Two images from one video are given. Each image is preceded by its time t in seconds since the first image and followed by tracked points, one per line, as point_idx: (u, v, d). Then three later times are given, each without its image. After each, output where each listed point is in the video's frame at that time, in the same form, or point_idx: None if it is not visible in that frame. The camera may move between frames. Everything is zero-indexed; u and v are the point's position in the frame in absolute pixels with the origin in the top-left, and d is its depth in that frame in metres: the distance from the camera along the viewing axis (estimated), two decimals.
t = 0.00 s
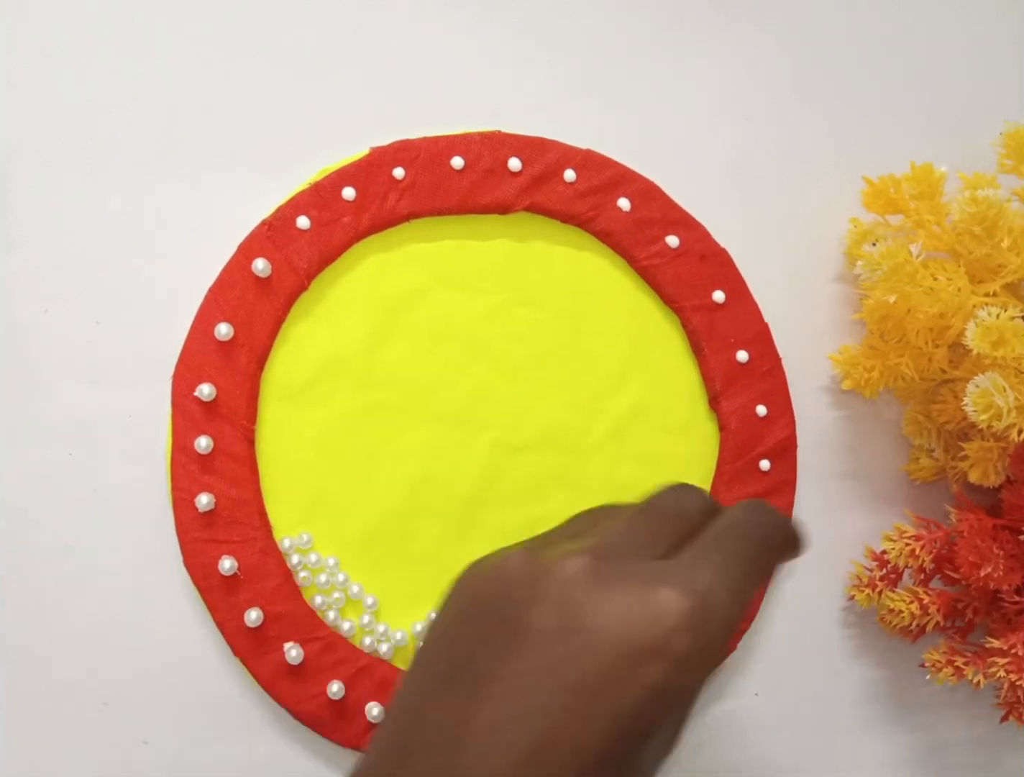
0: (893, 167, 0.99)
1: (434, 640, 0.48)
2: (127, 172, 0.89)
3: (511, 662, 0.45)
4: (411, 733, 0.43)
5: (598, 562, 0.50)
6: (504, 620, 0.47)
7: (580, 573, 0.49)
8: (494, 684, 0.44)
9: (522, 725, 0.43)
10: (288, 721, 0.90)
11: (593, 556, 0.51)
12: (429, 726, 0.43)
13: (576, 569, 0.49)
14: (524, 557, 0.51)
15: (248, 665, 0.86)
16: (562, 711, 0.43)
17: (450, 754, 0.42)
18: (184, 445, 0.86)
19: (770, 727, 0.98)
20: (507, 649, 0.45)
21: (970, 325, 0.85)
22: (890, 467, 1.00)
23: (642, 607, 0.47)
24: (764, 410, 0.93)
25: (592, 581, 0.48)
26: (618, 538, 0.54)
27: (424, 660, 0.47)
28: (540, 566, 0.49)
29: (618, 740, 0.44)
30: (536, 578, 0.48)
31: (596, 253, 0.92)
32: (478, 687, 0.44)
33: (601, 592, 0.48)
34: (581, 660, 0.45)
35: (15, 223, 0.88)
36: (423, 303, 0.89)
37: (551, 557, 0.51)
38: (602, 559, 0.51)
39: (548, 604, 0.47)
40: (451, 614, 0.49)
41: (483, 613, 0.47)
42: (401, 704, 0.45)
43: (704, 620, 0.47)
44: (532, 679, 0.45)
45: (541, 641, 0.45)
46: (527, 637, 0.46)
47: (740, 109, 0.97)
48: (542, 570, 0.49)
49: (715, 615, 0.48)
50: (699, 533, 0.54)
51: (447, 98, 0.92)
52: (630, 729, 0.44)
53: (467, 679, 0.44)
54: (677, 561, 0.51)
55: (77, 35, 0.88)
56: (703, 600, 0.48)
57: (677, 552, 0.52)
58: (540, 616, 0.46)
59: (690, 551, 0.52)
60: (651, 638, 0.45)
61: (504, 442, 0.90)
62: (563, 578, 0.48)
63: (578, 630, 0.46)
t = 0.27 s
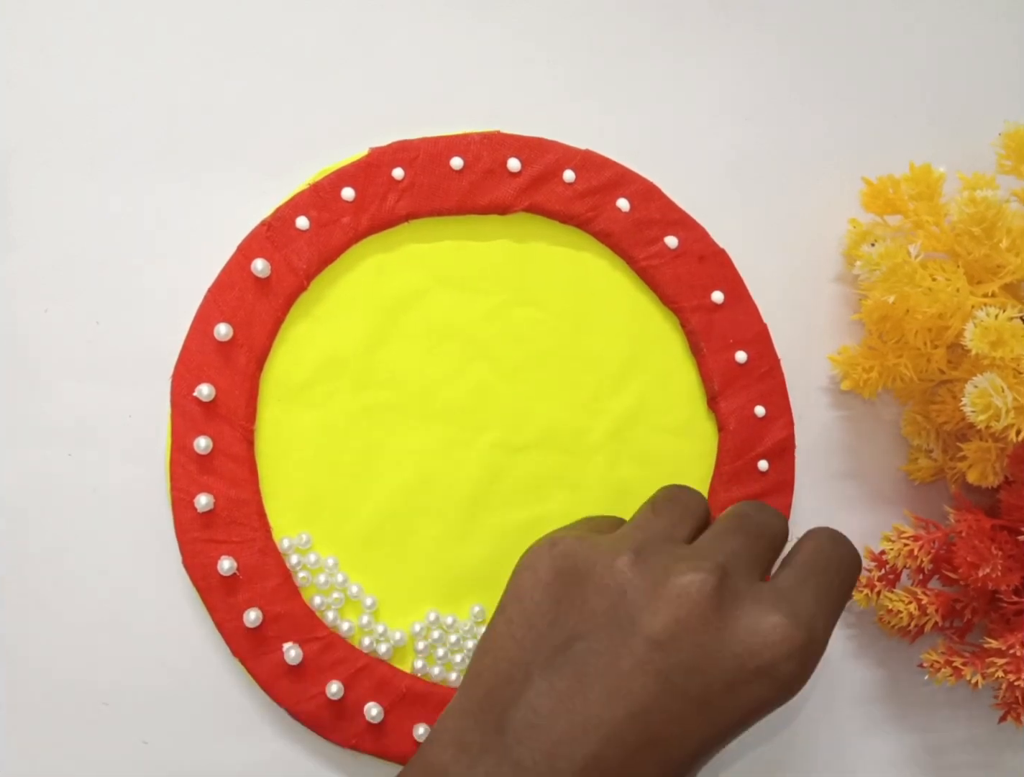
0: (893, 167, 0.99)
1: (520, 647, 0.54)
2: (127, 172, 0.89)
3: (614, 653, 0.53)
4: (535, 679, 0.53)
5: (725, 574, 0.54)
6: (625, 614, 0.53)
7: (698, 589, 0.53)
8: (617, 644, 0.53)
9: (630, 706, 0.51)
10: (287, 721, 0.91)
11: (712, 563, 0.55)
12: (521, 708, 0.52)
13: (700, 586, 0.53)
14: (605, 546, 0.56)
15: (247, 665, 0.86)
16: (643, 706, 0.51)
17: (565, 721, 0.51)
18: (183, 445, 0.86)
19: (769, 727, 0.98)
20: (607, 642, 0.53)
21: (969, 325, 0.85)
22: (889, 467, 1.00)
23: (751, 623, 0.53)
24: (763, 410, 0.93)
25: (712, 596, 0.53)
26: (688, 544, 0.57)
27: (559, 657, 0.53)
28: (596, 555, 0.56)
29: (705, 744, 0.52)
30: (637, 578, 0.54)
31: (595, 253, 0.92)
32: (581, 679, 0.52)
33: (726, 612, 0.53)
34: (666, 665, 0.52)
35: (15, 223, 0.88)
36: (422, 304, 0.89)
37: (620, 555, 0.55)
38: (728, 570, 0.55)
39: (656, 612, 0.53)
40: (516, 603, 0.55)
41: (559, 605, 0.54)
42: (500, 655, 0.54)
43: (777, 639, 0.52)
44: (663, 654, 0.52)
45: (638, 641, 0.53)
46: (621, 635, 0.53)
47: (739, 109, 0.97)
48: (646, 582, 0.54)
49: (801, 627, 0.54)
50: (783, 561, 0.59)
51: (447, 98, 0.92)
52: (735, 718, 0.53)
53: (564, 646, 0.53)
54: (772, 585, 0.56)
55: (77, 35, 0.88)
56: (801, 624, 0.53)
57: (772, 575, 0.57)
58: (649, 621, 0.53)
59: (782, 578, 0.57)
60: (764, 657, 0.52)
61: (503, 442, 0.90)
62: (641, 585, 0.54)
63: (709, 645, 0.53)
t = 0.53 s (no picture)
0: (894, 166, 0.99)
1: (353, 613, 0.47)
2: (127, 172, 0.89)
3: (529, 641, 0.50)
4: (390, 694, 0.43)
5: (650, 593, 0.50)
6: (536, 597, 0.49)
7: (562, 611, 0.48)
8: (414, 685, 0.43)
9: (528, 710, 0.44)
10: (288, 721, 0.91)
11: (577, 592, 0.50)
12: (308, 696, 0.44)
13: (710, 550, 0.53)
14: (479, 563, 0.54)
15: (249, 664, 0.86)
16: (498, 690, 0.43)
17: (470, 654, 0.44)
18: (184, 445, 0.86)
19: (770, 726, 0.98)
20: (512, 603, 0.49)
21: (970, 324, 0.85)
22: (890, 466, 1.00)
23: (540, 616, 0.47)
24: (764, 409, 0.92)
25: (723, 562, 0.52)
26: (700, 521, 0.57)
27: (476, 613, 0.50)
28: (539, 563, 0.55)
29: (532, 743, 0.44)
30: (478, 612, 0.46)
31: (595, 252, 0.92)
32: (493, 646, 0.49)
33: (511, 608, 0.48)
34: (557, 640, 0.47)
35: (15, 224, 0.88)
36: (423, 303, 0.89)
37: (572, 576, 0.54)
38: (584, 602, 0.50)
39: (545, 602, 0.49)
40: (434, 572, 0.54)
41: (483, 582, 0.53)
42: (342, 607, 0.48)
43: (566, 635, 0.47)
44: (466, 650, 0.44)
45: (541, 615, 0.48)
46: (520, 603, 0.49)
47: (740, 107, 0.97)
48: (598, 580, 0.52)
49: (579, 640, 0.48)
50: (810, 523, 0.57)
51: (447, 97, 0.92)
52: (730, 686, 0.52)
53: (414, 653, 0.44)
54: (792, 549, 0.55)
55: (77, 36, 0.88)
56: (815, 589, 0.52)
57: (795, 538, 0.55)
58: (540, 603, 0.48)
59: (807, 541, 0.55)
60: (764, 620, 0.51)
61: (504, 441, 0.90)
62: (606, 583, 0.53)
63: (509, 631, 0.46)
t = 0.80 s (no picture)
0: (893, 166, 0.99)
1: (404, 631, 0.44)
2: (127, 173, 0.89)
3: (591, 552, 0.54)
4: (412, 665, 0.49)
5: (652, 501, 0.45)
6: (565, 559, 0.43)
7: (620, 523, 0.44)
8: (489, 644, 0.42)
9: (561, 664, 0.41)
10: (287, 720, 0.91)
11: (632, 494, 0.45)
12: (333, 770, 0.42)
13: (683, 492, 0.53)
14: (557, 493, 0.46)
15: (248, 664, 0.86)
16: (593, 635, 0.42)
17: (490, 676, 0.41)
18: (183, 445, 0.86)
19: (769, 726, 0.98)
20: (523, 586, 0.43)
21: (969, 324, 0.85)
22: (889, 466, 1.00)
23: (678, 558, 0.43)
24: (763, 409, 0.93)
25: (635, 531, 0.44)
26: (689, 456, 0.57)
27: (476, 593, 0.43)
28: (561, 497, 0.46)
29: (609, 711, 0.41)
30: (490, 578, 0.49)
31: (595, 253, 0.92)
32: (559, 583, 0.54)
33: (648, 539, 0.44)
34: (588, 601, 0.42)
35: (14, 223, 0.88)
36: (422, 303, 0.89)
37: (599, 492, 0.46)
38: (658, 499, 0.45)
39: (578, 540, 0.43)
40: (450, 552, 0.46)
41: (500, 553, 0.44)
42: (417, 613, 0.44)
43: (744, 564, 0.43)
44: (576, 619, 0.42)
45: (556, 599, 0.42)
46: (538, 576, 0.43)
47: (739, 108, 0.97)
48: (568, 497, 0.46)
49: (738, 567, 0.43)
50: (733, 479, 0.47)
51: (447, 97, 0.92)
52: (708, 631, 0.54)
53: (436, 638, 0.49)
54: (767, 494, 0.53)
55: (78, 35, 0.88)
56: (729, 557, 0.43)
57: (715, 497, 0.46)
58: (572, 556, 0.43)
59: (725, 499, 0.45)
60: (687, 595, 0.42)
61: (504, 442, 0.90)
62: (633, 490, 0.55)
63: (634, 580, 0.42)
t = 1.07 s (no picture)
0: (893, 166, 0.99)
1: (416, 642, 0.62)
2: (127, 173, 0.89)
3: (584, 524, 0.61)
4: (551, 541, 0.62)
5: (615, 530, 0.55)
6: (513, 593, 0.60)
7: (665, 462, 0.61)
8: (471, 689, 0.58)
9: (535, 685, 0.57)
10: (288, 721, 0.90)
11: (684, 439, 0.62)
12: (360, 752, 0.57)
13: (666, 452, 0.61)
14: (514, 481, 0.65)
15: (248, 665, 0.86)
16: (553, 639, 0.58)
17: (540, 616, 0.59)
18: (183, 445, 0.86)
19: (769, 727, 0.98)
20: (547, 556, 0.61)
21: (969, 325, 0.85)
22: (889, 467, 1.00)
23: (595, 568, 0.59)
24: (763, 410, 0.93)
25: (680, 469, 0.60)
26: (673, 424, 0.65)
27: (534, 528, 0.62)
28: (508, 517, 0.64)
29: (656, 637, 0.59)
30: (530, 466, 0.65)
31: (595, 253, 0.92)
32: (555, 549, 0.61)
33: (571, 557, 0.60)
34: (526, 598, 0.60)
35: (15, 224, 0.88)
36: (422, 304, 0.89)
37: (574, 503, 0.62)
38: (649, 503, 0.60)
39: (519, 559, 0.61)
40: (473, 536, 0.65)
41: (540, 494, 0.63)
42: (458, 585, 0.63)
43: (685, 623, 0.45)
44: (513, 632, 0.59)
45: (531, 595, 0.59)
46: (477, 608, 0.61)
47: (739, 108, 0.97)
48: (623, 444, 0.64)
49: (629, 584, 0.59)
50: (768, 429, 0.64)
51: (447, 97, 0.92)
52: (707, 583, 0.59)
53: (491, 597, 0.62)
54: (750, 451, 0.60)
55: (79, 35, 0.89)
56: (771, 487, 0.58)
57: (751, 443, 0.62)
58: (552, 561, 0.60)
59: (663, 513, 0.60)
60: (725, 517, 0.58)
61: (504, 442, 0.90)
62: (619, 453, 0.63)
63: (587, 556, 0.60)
